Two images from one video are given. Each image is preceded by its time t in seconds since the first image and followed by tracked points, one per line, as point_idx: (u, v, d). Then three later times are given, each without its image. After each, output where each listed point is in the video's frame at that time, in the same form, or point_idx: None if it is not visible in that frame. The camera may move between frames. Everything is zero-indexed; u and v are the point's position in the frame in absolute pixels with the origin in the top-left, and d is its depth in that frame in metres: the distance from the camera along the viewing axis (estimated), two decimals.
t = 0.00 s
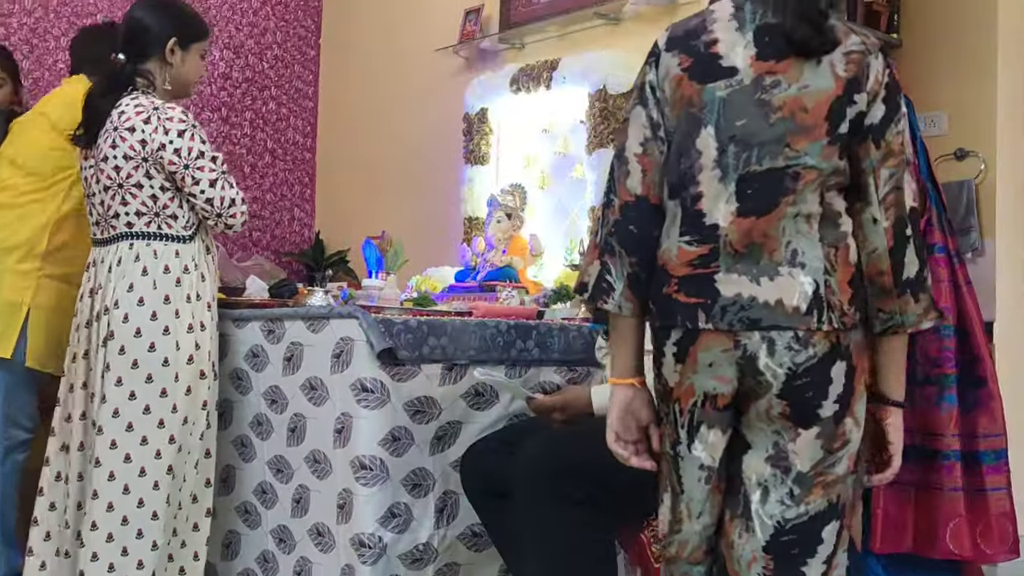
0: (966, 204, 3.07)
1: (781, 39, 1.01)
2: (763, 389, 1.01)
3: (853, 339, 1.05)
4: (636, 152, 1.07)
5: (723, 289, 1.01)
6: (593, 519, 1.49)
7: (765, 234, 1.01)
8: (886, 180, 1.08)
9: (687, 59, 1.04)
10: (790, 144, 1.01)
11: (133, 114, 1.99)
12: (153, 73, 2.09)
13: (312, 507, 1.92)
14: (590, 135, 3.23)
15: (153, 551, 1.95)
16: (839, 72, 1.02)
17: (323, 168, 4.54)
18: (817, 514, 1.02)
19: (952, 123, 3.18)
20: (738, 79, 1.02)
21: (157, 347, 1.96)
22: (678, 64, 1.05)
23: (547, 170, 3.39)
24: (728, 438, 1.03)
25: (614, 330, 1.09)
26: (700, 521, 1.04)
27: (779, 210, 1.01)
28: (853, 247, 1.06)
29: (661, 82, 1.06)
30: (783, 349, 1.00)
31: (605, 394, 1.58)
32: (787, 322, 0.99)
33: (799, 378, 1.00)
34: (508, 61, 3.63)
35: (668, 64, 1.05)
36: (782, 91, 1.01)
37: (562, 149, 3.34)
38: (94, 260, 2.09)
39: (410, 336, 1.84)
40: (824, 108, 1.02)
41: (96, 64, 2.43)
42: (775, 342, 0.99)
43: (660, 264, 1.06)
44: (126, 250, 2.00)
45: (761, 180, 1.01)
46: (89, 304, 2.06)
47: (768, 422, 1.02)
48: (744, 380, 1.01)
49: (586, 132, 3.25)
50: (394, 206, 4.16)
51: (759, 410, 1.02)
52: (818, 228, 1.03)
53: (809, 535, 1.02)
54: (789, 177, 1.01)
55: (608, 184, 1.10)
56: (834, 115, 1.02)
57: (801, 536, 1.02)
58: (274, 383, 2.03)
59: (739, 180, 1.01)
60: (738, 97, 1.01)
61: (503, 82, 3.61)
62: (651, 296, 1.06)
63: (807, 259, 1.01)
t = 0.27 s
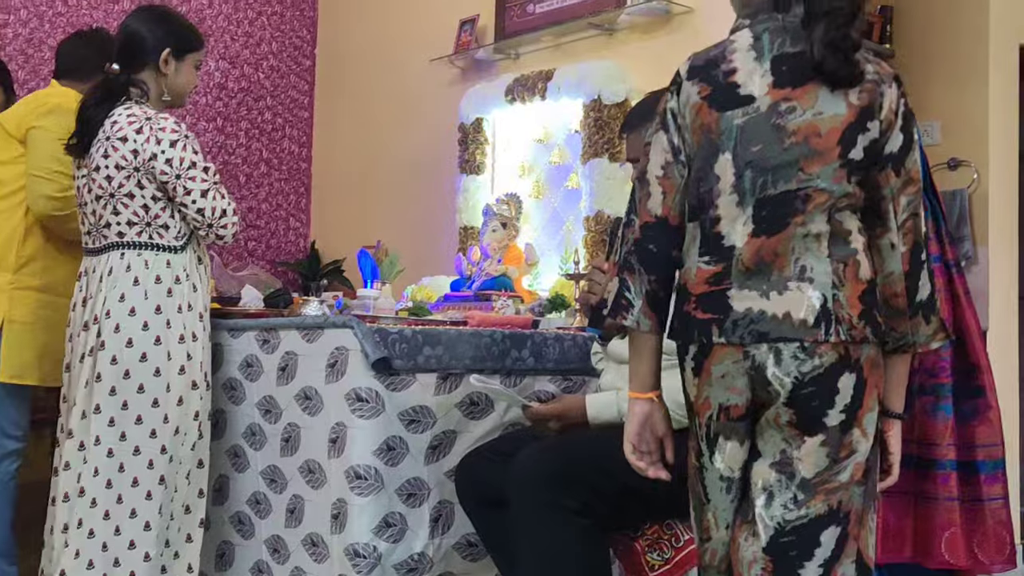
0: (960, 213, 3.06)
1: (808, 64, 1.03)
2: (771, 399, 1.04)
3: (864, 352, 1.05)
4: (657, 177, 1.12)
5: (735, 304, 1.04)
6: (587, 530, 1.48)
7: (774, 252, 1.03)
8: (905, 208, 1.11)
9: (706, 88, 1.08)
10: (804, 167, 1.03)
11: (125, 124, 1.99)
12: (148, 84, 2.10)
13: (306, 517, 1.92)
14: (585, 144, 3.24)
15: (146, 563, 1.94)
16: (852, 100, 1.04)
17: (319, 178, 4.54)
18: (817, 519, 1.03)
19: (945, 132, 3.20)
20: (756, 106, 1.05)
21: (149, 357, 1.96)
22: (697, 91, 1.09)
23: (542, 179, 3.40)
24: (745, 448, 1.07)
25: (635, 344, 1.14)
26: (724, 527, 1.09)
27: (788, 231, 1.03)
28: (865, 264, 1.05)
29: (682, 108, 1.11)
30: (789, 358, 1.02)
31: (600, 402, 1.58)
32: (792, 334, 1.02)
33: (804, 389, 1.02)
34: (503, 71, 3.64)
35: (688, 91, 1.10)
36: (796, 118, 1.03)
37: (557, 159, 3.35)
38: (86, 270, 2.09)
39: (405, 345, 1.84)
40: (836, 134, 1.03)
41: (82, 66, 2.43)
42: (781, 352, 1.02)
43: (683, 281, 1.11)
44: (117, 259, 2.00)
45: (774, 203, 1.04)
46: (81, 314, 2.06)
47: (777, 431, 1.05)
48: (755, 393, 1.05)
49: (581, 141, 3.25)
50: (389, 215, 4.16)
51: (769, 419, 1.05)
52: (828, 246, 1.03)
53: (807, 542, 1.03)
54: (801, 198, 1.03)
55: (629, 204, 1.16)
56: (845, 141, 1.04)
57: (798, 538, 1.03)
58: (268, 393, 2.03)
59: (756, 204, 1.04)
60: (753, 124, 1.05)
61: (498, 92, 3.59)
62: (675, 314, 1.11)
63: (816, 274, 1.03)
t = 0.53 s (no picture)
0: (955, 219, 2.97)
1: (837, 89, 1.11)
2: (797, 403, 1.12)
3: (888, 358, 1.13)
4: (705, 200, 1.16)
5: (765, 312, 1.12)
6: (584, 537, 1.47)
7: (804, 265, 1.11)
8: (926, 216, 1.19)
9: (741, 118, 1.14)
10: (833, 187, 1.11)
11: (118, 131, 1.99)
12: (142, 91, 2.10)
13: (299, 525, 1.92)
14: (580, 151, 3.24)
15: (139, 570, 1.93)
16: (877, 120, 1.12)
17: (314, 184, 4.53)
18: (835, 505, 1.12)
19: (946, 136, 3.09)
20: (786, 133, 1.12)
21: (142, 364, 1.95)
22: (732, 122, 1.15)
23: (537, 185, 3.41)
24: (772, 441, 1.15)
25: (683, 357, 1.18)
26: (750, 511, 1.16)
27: (815, 246, 1.11)
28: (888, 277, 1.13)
29: (721, 138, 1.16)
30: (812, 365, 1.10)
31: (596, 409, 1.58)
32: (816, 342, 1.10)
33: (824, 394, 1.11)
34: (498, 78, 3.65)
35: (724, 122, 1.15)
36: (826, 142, 1.11)
37: (551, 165, 3.36)
38: (78, 277, 2.08)
39: (400, 352, 1.84)
40: (863, 155, 1.12)
41: (70, 71, 2.43)
42: (805, 358, 1.10)
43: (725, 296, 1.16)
44: (110, 266, 1.99)
45: (807, 221, 1.11)
46: (73, 321, 2.06)
47: (801, 432, 1.14)
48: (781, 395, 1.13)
49: (576, 148, 3.26)
50: (384, 221, 4.16)
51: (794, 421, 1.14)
52: (853, 262, 1.12)
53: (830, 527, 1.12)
54: (828, 216, 1.11)
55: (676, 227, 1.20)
56: (871, 161, 1.12)
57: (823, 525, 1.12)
58: (262, 400, 2.03)
59: (790, 224, 1.12)
60: (787, 151, 1.11)
61: (493, 99, 3.59)
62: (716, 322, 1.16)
63: (840, 287, 1.11)
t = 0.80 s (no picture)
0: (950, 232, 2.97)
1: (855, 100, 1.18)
2: (828, 411, 1.17)
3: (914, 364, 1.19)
4: (722, 204, 1.25)
5: (794, 319, 1.18)
6: (581, 538, 1.46)
7: (830, 274, 1.17)
8: (938, 225, 1.23)
9: (764, 129, 1.22)
10: (851, 197, 1.17)
11: (113, 134, 1.99)
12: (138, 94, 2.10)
13: (296, 528, 1.92)
14: (576, 153, 3.24)
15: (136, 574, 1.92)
16: (894, 134, 1.19)
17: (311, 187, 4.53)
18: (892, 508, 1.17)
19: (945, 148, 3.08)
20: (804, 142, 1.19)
21: (138, 368, 1.95)
22: (755, 133, 1.23)
23: (534, 188, 3.41)
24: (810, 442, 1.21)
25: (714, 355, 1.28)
26: (804, 507, 1.21)
27: (841, 254, 1.17)
28: (912, 285, 1.19)
29: (744, 148, 1.24)
30: (843, 377, 1.16)
31: (592, 412, 1.58)
32: (846, 352, 1.15)
33: (858, 403, 1.16)
34: (494, 81, 3.65)
35: (749, 133, 1.23)
36: (843, 153, 1.17)
37: (548, 168, 3.36)
38: (74, 280, 2.08)
39: (397, 355, 1.84)
40: (879, 165, 1.18)
41: (61, 72, 2.44)
42: (837, 370, 1.15)
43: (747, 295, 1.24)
44: (106, 269, 1.99)
45: (829, 230, 1.18)
46: (69, 324, 2.06)
47: (836, 442, 1.17)
48: (809, 398, 1.18)
49: (573, 150, 3.26)
50: (382, 224, 4.16)
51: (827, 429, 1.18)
52: (877, 271, 1.17)
53: (889, 530, 1.17)
54: (848, 225, 1.17)
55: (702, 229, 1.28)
56: (887, 170, 1.18)
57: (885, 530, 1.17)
58: (258, 403, 2.02)
59: (812, 232, 1.19)
60: (807, 160, 1.19)
61: (490, 102, 3.59)
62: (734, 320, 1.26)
63: (867, 297, 1.16)
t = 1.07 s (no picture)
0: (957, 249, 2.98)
1: (898, 122, 1.29)
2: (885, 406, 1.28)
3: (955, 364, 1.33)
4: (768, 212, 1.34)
5: (853, 322, 1.28)
6: (579, 538, 1.46)
7: (890, 279, 1.28)
8: (971, 233, 1.36)
9: (813, 135, 1.32)
10: (903, 206, 1.30)
11: (113, 134, 1.99)
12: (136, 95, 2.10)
13: (296, 528, 1.92)
14: (575, 152, 3.24)
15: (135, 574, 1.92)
16: (938, 146, 1.31)
17: (309, 187, 4.53)
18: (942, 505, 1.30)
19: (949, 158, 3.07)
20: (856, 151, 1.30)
21: (138, 368, 1.95)
22: (805, 140, 1.33)
23: (532, 187, 3.41)
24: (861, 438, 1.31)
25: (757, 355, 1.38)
26: (842, 502, 1.31)
27: (898, 261, 1.29)
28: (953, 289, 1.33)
29: (789, 153, 1.34)
30: (906, 375, 1.27)
31: (591, 411, 1.58)
32: (908, 352, 1.27)
33: (917, 401, 1.28)
34: (492, 81, 3.65)
35: (796, 140, 1.34)
36: (893, 163, 1.29)
37: (546, 167, 3.36)
38: (72, 281, 2.08)
39: (395, 355, 1.84)
40: (928, 175, 1.31)
41: (56, 71, 2.42)
42: (899, 369, 1.27)
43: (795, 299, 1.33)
44: (105, 270, 1.99)
45: (881, 236, 1.29)
46: (68, 325, 2.06)
47: (895, 439, 1.28)
48: (867, 397, 1.29)
49: (571, 150, 3.26)
50: (380, 224, 4.16)
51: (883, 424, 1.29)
52: (928, 276, 1.30)
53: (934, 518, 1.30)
54: (905, 232, 1.30)
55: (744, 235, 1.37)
56: (934, 181, 1.31)
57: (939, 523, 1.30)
58: (257, 403, 2.02)
59: (864, 237, 1.29)
60: (857, 168, 1.30)
61: (488, 102, 3.59)
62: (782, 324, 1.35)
63: (923, 302, 1.29)
